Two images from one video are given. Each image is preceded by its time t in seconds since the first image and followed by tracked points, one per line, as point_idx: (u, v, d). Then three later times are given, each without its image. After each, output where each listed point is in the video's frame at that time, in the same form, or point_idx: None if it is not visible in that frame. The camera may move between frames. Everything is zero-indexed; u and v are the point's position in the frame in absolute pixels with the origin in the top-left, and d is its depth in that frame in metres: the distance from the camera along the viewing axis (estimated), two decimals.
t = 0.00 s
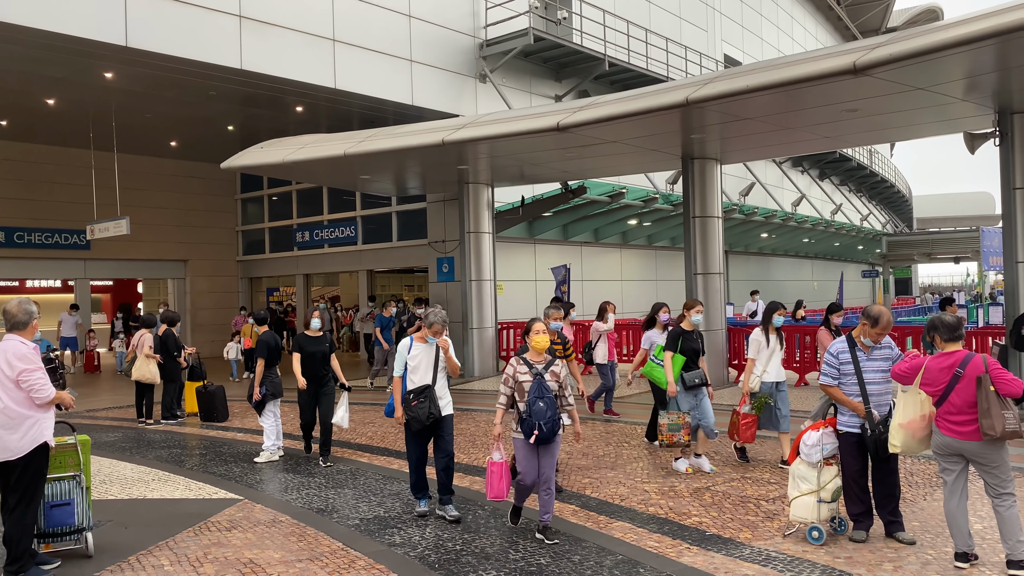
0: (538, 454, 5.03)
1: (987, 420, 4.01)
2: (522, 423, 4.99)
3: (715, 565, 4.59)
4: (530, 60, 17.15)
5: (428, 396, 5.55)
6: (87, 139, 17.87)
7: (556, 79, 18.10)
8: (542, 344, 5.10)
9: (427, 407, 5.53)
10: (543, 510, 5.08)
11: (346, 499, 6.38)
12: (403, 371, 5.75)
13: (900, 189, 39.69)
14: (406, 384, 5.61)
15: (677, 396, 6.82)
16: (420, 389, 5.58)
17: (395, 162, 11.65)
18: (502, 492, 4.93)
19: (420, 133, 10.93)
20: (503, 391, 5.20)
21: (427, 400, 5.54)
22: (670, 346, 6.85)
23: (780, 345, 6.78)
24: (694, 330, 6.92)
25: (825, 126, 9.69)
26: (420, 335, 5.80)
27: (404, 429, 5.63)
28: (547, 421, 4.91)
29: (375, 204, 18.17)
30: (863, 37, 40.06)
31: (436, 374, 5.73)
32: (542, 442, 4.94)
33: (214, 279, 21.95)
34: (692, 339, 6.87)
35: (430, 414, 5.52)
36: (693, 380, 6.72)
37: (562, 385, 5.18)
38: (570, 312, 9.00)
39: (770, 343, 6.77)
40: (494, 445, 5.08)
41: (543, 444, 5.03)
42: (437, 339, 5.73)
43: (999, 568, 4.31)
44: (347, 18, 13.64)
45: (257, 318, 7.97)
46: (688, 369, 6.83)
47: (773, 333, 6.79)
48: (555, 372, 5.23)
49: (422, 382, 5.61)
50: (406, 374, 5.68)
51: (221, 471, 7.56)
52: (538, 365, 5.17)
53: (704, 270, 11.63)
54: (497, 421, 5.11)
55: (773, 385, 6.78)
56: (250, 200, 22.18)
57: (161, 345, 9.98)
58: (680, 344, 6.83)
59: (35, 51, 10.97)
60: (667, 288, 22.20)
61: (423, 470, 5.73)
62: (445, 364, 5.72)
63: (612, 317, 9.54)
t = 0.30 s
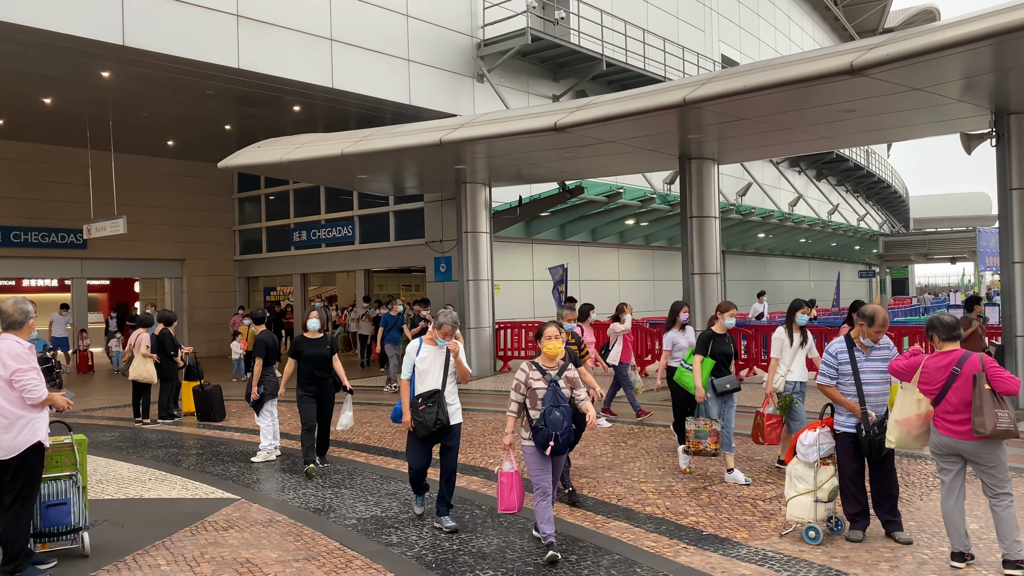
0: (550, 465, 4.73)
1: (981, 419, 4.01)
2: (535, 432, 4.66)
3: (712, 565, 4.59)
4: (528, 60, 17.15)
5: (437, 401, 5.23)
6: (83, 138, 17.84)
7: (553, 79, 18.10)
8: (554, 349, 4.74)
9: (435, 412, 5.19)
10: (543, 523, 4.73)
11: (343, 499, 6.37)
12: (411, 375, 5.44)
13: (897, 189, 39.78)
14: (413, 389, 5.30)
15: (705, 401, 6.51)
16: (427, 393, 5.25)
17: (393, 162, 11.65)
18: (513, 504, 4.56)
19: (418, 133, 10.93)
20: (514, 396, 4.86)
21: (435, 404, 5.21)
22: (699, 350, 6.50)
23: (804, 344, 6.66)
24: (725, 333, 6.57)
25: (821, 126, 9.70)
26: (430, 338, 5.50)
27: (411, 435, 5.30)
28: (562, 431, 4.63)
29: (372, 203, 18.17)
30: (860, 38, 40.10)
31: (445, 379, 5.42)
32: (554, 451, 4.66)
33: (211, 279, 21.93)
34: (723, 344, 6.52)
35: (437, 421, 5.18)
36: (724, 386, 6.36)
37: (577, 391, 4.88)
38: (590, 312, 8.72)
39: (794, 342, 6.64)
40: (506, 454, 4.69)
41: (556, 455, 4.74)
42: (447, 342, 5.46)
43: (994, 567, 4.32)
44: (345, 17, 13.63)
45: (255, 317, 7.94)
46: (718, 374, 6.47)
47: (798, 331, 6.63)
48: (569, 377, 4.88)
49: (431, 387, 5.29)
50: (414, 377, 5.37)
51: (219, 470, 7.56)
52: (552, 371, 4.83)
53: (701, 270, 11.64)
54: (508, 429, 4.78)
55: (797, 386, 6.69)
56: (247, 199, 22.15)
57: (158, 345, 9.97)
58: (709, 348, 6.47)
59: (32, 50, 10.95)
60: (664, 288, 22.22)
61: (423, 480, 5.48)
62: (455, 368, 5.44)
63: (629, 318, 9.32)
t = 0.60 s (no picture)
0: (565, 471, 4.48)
1: (981, 419, 4.02)
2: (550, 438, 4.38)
3: (709, 565, 4.59)
4: (525, 60, 17.16)
5: (447, 406, 4.98)
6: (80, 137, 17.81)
7: (551, 79, 18.11)
8: (563, 346, 4.52)
9: (446, 416, 4.95)
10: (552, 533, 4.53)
11: (340, 499, 6.36)
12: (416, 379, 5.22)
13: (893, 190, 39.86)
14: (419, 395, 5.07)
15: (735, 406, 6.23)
16: (438, 397, 5.00)
17: (390, 162, 11.65)
18: (527, 517, 4.32)
19: (415, 133, 10.93)
20: (524, 399, 4.58)
21: (446, 409, 4.96)
22: (727, 354, 6.15)
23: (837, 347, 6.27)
24: (755, 336, 6.23)
25: (819, 126, 9.71)
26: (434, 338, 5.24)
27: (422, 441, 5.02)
28: (579, 432, 4.37)
29: (370, 203, 18.17)
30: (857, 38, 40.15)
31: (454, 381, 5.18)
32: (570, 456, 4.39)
33: (208, 278, 21.90)
34: (754, 348, 6.18)
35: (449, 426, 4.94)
36: (754, 392, 6.08)
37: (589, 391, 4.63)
38: (613, 311, 8.59)
39: (821, 348, 6.01)
40: (520, 464, 4.47)
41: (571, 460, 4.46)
42: (451, 343, 5.19)
43: (991, 567, 4.33)
44: (342, 17, 13.62)
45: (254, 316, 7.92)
46: (748, 379, 6.20)
47: (823, 334, 6.05)
48: (582, 378, 4.64)
49: (439, 391, 5.05)
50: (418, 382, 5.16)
51: (216, 470, 7.55)
52: (563, 370, 4.60)
53: (698, 271, 11.66)
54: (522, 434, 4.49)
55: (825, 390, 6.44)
56: (245, 198, 22.14)
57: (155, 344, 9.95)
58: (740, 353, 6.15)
59: (28, 49, 10.94)
60: (661, 288, 22.25)
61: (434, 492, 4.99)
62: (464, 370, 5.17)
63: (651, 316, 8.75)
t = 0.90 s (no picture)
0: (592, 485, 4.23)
1: (979, 419, 4.02)
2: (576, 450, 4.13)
3: (706, 566, 4.60)
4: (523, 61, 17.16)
5: (449, 409, 4.85)
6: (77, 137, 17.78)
7: (549, 80, 18.12)
8: (588, 352, 4.24)
9: (447, 421, 4.82)
10: (605, 548, 4.27)
11: (337, 499, 6.36)
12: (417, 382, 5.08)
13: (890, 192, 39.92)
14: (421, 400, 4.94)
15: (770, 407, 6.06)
16: (438, 400, 4.87)
17: (388, 162, 11.64)
18: (553, 532, 4.11)
19: (413, 133, 10.92)
20: (545, 408, 4.30)
21: (447, 412, 4.84)
22: (764, 354, 5.91)
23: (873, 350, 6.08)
24: (793, 336, 6.00)
25: (817, 128, 9.72)
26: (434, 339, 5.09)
27: (422, 444, 4.91)
28: (603, 445, 4.11)
29: (367, 203, 18.17)
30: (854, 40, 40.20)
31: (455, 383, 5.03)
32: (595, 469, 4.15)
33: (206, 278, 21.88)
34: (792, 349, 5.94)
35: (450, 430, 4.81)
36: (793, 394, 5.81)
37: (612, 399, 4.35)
38: (638, 311, 8.54)
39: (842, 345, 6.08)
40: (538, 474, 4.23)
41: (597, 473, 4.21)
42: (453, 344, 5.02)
43: (988, 568, 4.34)
44: (340, 17, 13.61)
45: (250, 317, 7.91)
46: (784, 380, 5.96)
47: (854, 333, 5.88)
48: (605, 384, 4.37)
49: (440, 394, 4.92)
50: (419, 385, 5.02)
51: (213, 470, 7.54)
52: (587, 377, 4.31)
53: (696, 271, 11.66)
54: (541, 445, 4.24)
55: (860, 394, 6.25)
56: (242, 198, 22.13)
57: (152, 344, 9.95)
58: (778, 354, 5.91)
59: (26, 49, 10.92)
60: (659, 289, 22.25)
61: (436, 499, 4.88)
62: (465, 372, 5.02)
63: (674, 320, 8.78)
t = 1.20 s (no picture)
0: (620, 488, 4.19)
1: (976, 418, 4.03)
2: (607, 451, 4.08)
3: (702, 566, 4.60)
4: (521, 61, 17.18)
5: (453, 419, 4.64)
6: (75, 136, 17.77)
7: (547, 80, 18.13)
8: (616, 351, 4.19)
9: (451, 432, 4.60)
10: (606, 556, 4.23)
11: (335, 500, 6.36)
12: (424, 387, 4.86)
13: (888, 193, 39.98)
14: (426, 406, 4.75)
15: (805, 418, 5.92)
16: (442, 410, 4.67)
17: (386, 162, 11.64)
18: (588, 538, 4.09)
19: (411, 133, 10.92)
20: (574, 408, 4.23)
21: (451, 423, 4.63)
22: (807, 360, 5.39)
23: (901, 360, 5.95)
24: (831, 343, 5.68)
25: (815, 129, 9.75)
26: (446, 342, 4.92)
27: (424, 455, 4.72)
28: (637, 446, 4.05)
29: (365, 203, 18.16)
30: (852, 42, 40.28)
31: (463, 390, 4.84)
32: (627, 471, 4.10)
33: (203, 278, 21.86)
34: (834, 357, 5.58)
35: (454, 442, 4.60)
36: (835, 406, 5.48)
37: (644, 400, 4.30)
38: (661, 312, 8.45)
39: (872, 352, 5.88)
40: (567, 479, 4.17)
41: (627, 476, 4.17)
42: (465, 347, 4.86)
43: (984, 569, 4.35)
44: (338, 17, 13.61)
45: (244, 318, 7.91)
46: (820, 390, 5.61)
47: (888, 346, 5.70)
48: (636, 385, 4.32)
49: (446, 402, 4.73)
50: (426, 391, 4.81)
51: (210, 470, 7.54)
52: (617, 377, 4.28)
53: (694, 272, 11.66)
54: (570, 449, 4.17)
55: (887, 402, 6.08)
56: (240, 198, 22.12)
57: (149, 344, 9.93)
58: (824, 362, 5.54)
59: (24, 48, 10.92)
60: (657, 290, 22.27)
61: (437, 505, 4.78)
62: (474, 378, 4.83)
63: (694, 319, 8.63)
